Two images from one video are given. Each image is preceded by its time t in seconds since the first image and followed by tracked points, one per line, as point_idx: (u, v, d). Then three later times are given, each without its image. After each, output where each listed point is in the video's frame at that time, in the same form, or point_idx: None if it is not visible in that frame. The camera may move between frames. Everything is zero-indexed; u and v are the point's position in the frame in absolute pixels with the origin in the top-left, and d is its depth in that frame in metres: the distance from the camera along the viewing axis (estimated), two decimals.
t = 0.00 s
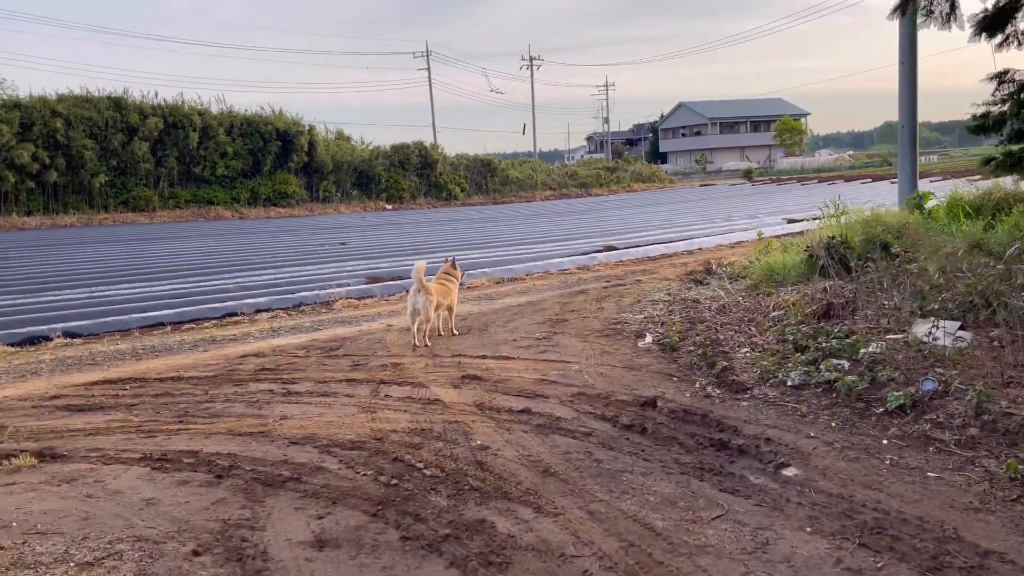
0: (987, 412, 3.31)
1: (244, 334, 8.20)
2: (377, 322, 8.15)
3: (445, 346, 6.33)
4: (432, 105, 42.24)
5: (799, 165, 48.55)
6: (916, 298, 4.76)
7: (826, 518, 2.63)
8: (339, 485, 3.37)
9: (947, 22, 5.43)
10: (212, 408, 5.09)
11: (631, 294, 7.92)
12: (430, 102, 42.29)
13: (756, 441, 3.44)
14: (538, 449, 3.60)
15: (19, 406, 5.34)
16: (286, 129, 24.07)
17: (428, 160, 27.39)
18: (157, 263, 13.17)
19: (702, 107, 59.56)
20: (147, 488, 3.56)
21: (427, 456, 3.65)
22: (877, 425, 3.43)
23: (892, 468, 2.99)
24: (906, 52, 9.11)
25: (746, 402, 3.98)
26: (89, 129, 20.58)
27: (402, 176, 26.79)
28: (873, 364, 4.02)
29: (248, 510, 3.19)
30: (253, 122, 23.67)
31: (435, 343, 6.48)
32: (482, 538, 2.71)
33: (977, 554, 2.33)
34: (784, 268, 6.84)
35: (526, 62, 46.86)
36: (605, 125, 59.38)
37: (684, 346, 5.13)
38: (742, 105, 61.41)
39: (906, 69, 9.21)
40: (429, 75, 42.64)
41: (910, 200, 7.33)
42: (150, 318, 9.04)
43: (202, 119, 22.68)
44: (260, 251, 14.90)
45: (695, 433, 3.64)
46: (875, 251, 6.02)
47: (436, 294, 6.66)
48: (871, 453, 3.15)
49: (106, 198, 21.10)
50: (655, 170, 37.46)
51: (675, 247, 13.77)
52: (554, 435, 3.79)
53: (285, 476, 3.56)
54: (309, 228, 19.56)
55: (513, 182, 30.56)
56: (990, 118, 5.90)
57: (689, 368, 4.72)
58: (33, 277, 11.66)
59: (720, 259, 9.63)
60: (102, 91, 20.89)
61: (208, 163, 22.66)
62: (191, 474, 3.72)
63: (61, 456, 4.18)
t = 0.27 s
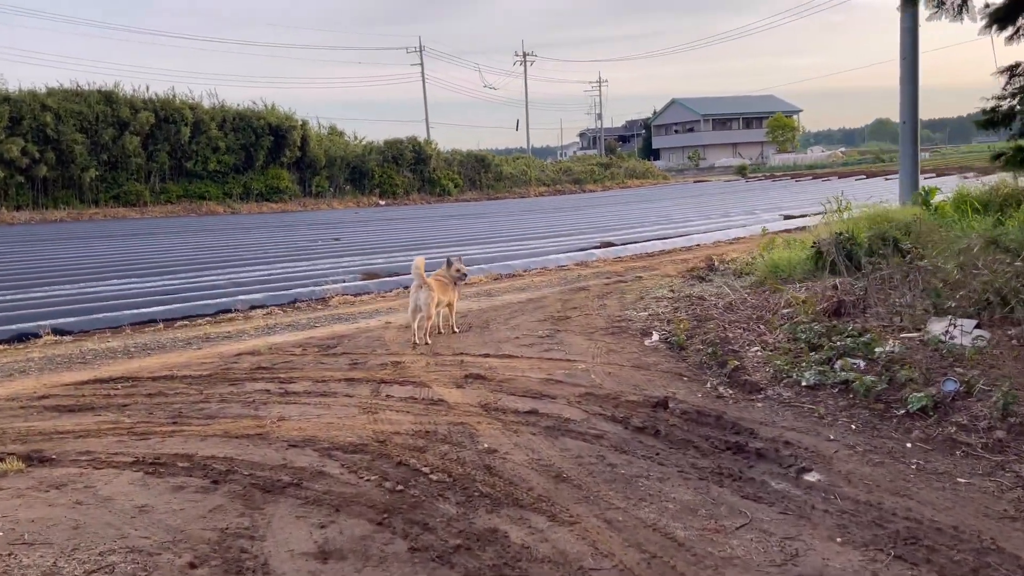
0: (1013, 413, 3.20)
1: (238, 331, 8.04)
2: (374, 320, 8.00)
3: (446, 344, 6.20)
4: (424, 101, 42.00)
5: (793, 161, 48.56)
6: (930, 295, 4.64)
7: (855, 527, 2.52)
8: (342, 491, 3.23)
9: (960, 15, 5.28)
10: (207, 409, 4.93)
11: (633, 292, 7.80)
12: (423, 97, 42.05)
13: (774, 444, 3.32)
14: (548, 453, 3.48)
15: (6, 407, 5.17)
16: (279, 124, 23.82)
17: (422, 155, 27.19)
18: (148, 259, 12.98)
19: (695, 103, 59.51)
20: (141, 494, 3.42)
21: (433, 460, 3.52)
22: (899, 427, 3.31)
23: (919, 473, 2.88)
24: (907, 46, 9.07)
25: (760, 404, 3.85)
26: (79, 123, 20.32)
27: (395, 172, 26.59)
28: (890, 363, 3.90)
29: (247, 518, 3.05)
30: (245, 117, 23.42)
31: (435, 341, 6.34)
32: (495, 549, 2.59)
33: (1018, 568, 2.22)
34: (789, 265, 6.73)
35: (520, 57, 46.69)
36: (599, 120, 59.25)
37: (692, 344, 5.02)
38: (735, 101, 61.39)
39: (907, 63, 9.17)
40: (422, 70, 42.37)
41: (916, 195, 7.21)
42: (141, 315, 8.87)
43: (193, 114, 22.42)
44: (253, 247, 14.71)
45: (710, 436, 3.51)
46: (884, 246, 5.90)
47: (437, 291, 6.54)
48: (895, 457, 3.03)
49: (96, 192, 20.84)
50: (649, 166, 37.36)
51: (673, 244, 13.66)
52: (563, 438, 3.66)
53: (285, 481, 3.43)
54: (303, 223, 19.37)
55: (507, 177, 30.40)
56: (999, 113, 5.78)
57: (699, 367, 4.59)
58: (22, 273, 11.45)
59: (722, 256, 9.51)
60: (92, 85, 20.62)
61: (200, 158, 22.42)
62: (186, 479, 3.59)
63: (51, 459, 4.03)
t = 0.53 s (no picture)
0: None
1: (231, 335, 7.87)
2: (370, 324, 7.85)
3: (446, 350, 6.06)
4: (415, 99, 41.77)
5: (784, 160, 48.65)
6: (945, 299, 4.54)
7: (889, 551, 2.40)
8: (345, 510, 3.09)
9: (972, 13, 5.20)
10: (201, 419, 4.77)
11: (633, 294, 7.68)
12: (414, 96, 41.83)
13: (794, 458, 3.20)
14: (559, 467, 3.35)
15: None
16: (270, 122, 23.58)
17: (414, 154, 27.01)
18: (138, 259, 12.76)
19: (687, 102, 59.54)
20: (134, 512, 3.27)
21: (439, 475, 3.39)
22: (924, 439, 3.19)
23: (949, 490, 2.76)
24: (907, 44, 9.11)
25: (775, 414, 3.73)
26: (67, 121, 20.02)
27: (387, 170, 26.39)
28: (909, 372, 3.78)
29: (246, 540, 2.91)
30: (235, 114, 23.17)
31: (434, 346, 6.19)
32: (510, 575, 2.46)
33: None
34: (795, 269, 6.62)
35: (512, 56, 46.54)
36: (590, 119, 59.16)
37: (700, 351, 4.90)
38: (726, 100, 61.48)
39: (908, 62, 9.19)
40: (412, 69, 42.14)
41: (922, 197, 7.10)
42: (131, 317, 8.68)
43: (183, 111, 22.15)
44: (245, 247, 14.51)
45: (727, 449, 3.39)
46: (892, 249, 5.80)
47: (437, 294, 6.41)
48: (923, 472, 2.91)
49: (84, 191, 20.54)
50: (641, 165, 37.30)
51: (670, 244, 13.57)
52: (574, 451, 3.53)
53: (285, 498, 3.29)
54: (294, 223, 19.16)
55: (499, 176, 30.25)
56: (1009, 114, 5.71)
57: (708, 375, 4.47)
58: (9, 274, 11.22)
59: (722, 259, 9.42)
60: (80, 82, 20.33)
61: (190, 156, 22.14)
62: (182, 496, 3.44)
63: (39, 474, 3.87)
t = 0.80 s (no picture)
0: None
1: (221, 338, 7.70)
2: (364, 326, 7.71)
3: (442, 353, 5.93)
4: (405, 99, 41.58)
5: (775, 161, 48.78)
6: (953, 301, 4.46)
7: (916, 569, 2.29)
8: (343, 524, 2.97)
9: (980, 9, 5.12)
10: (191, 426, 4.62)
11: (631, 297, 7.58)
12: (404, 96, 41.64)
13: (809, 468, 3.09)
14: (565, 477, 3.23)
15: None
16: (259, 121, 23.35)
17: (405, 154, 26.84)
18: (126, 260, 12.54)
19: (677, 103, 59.62)
20: (121, 526, 3.13)
21: (441, 486, 3.26)
22: (942, 448, 3.09)
23: (972, 503, 2.66)
24: (905, 44, 9.12)
25: (785, 421, 3.63)
26: (54, 119, 19.73)
27: (377, 170, 26.21)
28: (922, 377, 3.69)
29: (240, 557, 2.78)
30: (225, 114, 22.93)
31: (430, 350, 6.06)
32: None
33: None
34: (797, 270, 6.52)
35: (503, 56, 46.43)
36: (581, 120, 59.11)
37: (704, 355, 4.79)
38: (716, 101, 61.63)
39: (905, 62, 9.19)
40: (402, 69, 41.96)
41: (923, 198, 7.02)
42: (119, 319, 8.50)
43: (172, 110, 21.89)
44: (235, 247, 14.32)
45: (737, 458, 3.28)
46: (896, 251, 5.71)
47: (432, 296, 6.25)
48: (944, 483, 2.81)
49: (72, 190, 20.25)
50: (632, 166, 37.28)
51: (664, 245, 13.49)
52: (579, 460, 3.42)
53: (280, 511, 3.15)
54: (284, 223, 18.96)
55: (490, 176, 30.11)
56: (1012, 114, 5.65)
57: (714, 380, 4.37)
58: None
59: (719, 260, 9.33)
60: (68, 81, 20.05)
61: (179, 155, 21.88)
62: (172, 509, 3.30)
63: (22, 485, 3.71)
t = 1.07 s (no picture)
0: None
1: (207, 343, 7.51)
2: (354, 331, 7.54)
3: (434, 359, 5.78)
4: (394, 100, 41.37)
5: (762, 163, 48.96)
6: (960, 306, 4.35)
7: None
8: (333, 544, 2.81)
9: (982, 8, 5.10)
10: (174, 436, 4.44)
11: (626, 301, 7.46)
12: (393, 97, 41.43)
13: (819, 480, 2.97)
14: (566, 492, 3.10)
15: None
16: (247, 122, 23.09)
17: (394, 155, 26.66)
18: (111, 262, 12.30)
19: (666, 105, 59.73)
20: (98, 548, 2.96)
21: (435, 502, 3.12)
22: (956, 460, 2.97)
23: (993, 521, 2.54)
24: (901, 46, 9.18)
25: (792, 431, 3.51)
26: (39, 119, 19.42)
27: (366, 171, 26.01)
28: (931, 385, 3.58)
29: None
30: (212, 114, 22.65)
31: (422, 356, 5.90)
32: None
33: None
34: (796, 273, 6.37)
35: (493, 57, 46.29)
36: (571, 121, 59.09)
37: (705, 360, 4.67)
38: (705, 103, 61.80)
39: (901, 63, 9.23)
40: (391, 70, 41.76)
41: (921, 200, 6.92)
42: (102, 323, 8.29)
43: (159, 111, 21.61)
44: (222, 249, 14.10)
45: (745, 471, 3.15)
46: (896, 254, 5.62)
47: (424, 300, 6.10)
48: (962, 499, 2.69)
49: (57, 191, 19.94)
50: (621, 167, 37.24)
51: (656, 247, 13.40)
52: (580, 473, 3.28)
53: (266, 530, 2.99)
54: (272, 224, 18.72)
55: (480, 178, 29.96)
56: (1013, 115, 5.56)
57: (715, 387, 4.24)
58: None
59: (714, 263, 9.24)
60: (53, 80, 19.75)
61: (166, 156, 21.60)
62: (151, 528, 3.13)
63: None
